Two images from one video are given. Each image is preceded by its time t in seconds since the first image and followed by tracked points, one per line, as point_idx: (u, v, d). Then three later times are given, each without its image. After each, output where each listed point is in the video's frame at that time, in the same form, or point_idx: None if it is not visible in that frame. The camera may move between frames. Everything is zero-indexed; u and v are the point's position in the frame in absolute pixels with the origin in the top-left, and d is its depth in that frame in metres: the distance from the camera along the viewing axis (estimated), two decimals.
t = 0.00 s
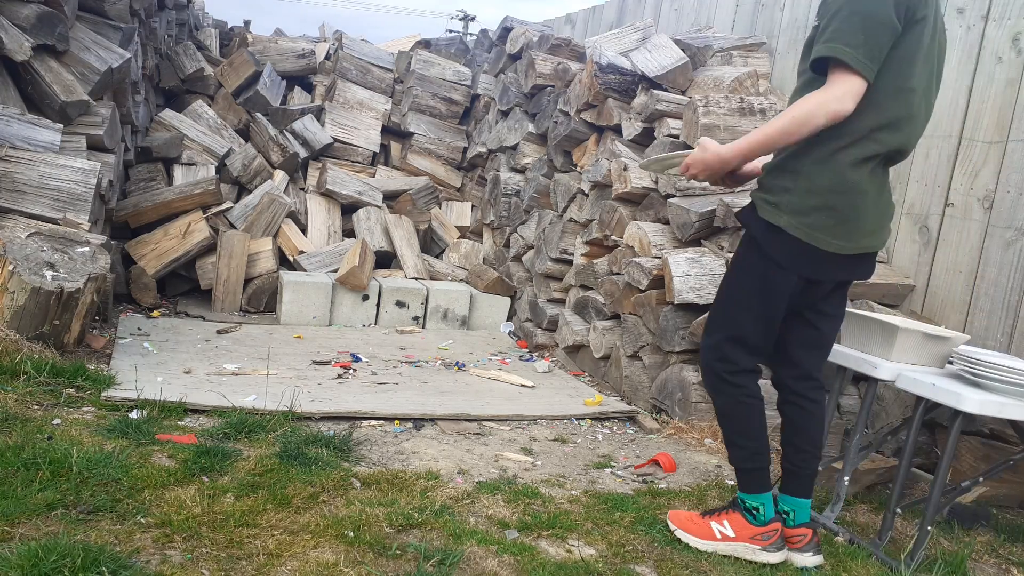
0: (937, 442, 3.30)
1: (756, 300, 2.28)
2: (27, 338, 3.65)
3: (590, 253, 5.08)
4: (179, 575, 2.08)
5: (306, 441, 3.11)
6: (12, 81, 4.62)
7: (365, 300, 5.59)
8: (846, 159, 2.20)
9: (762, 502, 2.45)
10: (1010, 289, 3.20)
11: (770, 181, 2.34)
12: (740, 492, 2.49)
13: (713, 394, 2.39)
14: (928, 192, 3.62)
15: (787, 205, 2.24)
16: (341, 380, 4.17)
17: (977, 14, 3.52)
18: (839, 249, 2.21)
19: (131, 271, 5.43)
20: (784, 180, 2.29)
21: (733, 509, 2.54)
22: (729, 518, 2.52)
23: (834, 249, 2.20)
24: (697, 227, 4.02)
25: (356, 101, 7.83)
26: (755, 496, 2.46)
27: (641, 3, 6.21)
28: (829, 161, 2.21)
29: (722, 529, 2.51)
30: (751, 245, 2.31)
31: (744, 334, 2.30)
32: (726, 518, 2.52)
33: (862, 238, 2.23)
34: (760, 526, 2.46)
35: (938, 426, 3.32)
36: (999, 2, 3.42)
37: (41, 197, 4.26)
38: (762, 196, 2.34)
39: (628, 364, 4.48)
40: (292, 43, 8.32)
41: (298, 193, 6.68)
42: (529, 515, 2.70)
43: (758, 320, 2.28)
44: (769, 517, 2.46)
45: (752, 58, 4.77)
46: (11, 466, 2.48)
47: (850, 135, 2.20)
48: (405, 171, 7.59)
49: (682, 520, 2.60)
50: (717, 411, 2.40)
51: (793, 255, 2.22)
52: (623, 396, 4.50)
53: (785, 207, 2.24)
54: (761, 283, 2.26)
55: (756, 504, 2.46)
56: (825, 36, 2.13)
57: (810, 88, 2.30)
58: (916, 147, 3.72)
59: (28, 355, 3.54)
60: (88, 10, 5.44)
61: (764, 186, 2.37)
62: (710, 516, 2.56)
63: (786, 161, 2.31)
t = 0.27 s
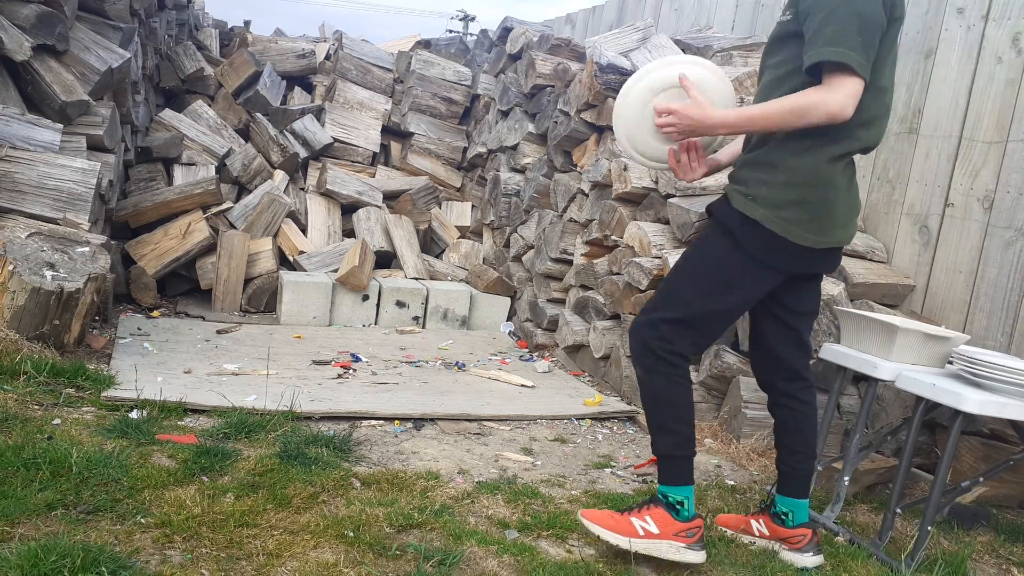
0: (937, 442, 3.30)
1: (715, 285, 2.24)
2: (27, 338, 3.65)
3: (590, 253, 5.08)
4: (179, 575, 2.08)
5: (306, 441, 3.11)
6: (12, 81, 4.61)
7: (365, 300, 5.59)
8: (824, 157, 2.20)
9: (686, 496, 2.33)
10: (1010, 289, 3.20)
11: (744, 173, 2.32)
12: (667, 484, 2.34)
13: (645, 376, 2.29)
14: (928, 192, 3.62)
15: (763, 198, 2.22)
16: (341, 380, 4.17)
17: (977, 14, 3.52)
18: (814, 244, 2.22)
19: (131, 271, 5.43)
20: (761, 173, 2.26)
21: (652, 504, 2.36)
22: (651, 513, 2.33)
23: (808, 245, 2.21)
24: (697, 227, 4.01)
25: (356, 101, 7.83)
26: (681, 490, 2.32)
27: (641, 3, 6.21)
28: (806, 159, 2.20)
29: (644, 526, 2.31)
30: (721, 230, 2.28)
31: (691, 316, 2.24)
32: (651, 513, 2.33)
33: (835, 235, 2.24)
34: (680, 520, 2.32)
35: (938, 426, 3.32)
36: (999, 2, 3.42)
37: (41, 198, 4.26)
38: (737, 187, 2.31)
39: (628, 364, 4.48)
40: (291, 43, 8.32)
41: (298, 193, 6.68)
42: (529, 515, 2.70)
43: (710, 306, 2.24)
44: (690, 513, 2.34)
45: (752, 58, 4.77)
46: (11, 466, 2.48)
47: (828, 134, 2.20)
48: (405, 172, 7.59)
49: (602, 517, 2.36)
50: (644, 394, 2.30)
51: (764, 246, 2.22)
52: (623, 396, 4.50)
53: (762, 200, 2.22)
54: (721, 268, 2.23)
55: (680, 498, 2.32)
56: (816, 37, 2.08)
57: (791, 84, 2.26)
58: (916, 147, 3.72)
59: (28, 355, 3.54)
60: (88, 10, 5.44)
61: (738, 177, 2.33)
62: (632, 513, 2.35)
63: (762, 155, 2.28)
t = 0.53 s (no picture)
0: (937, 442, 3.31)
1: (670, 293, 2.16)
2: (27, 338, 3.65)
3: (590, 253, 5.08)
4: (179, 575, 2.08)
5: (306, 441, 3.11)
6: (12, 81, 4.61)
7: (365, 300, 5.59)
8: (790, 167, 2.17)
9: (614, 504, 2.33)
10: (1010, 289, 3.20)
11: (707, 186, 2.20)
12: (595, 498, 2.30)
13: (588, 389, 2.20)
14: (928, 192, 3.63)
15: (739, 213, 2.14)
16: (341, 380, 4.17)
17: (977, 14, 3.51)
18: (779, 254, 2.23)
19: (130, 271, 5.43)
20: (730, 188, 2.17)
21: (585, 518, 2.30)
22: (590, 528, 2.28)
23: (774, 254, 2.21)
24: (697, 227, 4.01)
25: (356, 102, 7.83)
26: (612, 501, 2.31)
27: (641, 3, 6.21)
28: (779, 170, 2.16)
29: (587, 543, 2.27)
30: (680, 235, 2.20)
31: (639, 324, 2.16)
32: (590, 529, 2.28)
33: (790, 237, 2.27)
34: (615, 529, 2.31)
35: (938, 426, 3.32)
36: (999, 2, 3.42)
37: (41, 198, 4.25)
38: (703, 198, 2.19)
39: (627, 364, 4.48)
40: (291, 43, 8.32)
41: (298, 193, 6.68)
42: (529, 515, 2.70)
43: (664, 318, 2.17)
44: (618, 519, 2.33)
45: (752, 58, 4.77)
46: (11, 466, 2.48)
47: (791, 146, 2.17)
48: (405, 172, 7.59)
49: (543, 542, 2.27)
50: (583, 405, 2.21)
51: (726, 258, 2.16)
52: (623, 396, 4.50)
53: (738, 215, 2.14)
54: (679, 278, 2.15)
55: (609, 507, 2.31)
56: (770, 59, 1.96)
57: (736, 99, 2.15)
58: (916, 147, 3.71)
59: (28, 355, 3.54)
60: (88, 10, 5.44)
61: (698, 189, 2.23)
62: (570, 532, 2.29)
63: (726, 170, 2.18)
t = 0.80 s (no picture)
0: (937, 442, 3.31)
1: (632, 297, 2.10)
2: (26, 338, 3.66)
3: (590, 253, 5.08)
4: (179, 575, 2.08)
5: (307, 441, 3.11)
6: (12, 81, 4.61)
7: (365, 300, 5.59)
8: (739, 129, 2.11)
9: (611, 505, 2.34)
10: (1010, 289, 3.20)
11: (664, 160, 2.10)
12: (596, 503, 2.32)
13: (585, 403, 2.18)
14: (928, 192, 3.63)
15: (701, 188, 2.07)
16: (341, 380, 4.17)
17: (977, 14, 3.51)
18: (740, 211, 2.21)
19: (130, 271, 5.43)
20: (688, 163, 2.09)
21: (589, 524, 2.31)
22: (590, 533, 2.30)
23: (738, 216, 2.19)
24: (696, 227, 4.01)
25: (356, 102, 7.83)
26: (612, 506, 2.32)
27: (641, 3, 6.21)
28: (734, 134, 2.11)
29: (588, 548, 2.28)
30: (635, 225, 2.11)
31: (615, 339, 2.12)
32: (590, 534, 2.29)
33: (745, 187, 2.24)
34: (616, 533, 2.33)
35: (938, 426, 3.32)
36: (999, 2, 3.42)
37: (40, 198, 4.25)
38: (660, 177, 2.10)
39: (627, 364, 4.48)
40: (291, 43, 8.33)
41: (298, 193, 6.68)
42: (529, 515, 2.70)
43: (642, 314, 2.12)
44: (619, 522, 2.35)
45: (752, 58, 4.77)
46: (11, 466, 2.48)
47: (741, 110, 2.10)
48: (405, 171, 7.59)
49: (541, 550, 2.29)
50: (583, 419, 2.19)
51: (690, 239, 2.09)
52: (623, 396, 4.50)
53: (700, 191, 2.07)
54: (645, 271, 2.09)
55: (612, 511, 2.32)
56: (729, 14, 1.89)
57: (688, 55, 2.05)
58: (916, 147, 3.71)
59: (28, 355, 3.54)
60: (88, 10, 5.45)
61: (649, 167, 2.12)
62: (570, 538, 2.30)
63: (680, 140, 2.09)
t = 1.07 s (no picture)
0: (937, 442, 3.30)
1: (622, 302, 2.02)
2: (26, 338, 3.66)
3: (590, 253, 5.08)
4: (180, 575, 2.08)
5: (307, 441, 3.11)
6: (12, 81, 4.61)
7: (365, 300, 5.59)
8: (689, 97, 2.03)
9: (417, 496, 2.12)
10: (1010, 289, 3.20)
11: (631, 153, 1.95)
12: (593, 500, 2.29)
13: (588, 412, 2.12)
14: (928, 192, 3.62)
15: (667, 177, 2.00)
16: (341, 380, 4.17)
17: (977, 14, 3.51)
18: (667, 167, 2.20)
19: (130, 271, 5.42)
20: (655, 154, 1.98)
21: (373, 510, 2.12)
22: (589, 533, 2.27)
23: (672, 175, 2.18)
24: (697, 227, 4.01)
25: (356, 102, 7.83)
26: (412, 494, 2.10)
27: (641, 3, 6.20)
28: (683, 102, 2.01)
29: (587, 548, 2.26)
30: (611, 230, 1.97)
31: (611, 346, 2.04)
32: (588, 534, 2.27)
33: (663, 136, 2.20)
34: (401, 527, 2.10)
35: (938, 426, 3.31)
36: (1000, 2, 3.42)
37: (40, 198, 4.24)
38: (631, 170, 1.95)
39: (628, 364, 4.48)
40: (291, 43, 8.33)
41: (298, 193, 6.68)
42: (529, 515, 2.70)
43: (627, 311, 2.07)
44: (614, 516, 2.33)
45: (752, 58, 4.77)
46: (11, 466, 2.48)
47: (698, 87, 2.00)
48: (405, 171, 7.58)
49: (541, 557, 2.25)
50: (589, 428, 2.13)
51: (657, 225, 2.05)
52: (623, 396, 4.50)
53: (668, 178, 2.01)
54: (627, 272, 2.00)
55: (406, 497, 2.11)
56: None
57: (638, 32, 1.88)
58: (916, 147, 3.71)
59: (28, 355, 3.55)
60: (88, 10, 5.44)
61: (621, 160, 1.94)
62: (346, 524, 2.09)
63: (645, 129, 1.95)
